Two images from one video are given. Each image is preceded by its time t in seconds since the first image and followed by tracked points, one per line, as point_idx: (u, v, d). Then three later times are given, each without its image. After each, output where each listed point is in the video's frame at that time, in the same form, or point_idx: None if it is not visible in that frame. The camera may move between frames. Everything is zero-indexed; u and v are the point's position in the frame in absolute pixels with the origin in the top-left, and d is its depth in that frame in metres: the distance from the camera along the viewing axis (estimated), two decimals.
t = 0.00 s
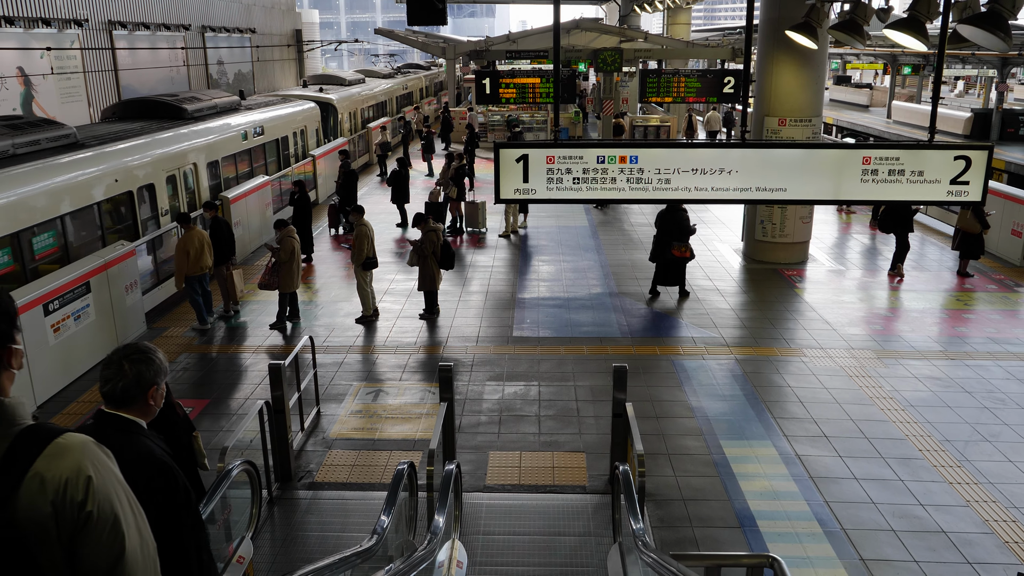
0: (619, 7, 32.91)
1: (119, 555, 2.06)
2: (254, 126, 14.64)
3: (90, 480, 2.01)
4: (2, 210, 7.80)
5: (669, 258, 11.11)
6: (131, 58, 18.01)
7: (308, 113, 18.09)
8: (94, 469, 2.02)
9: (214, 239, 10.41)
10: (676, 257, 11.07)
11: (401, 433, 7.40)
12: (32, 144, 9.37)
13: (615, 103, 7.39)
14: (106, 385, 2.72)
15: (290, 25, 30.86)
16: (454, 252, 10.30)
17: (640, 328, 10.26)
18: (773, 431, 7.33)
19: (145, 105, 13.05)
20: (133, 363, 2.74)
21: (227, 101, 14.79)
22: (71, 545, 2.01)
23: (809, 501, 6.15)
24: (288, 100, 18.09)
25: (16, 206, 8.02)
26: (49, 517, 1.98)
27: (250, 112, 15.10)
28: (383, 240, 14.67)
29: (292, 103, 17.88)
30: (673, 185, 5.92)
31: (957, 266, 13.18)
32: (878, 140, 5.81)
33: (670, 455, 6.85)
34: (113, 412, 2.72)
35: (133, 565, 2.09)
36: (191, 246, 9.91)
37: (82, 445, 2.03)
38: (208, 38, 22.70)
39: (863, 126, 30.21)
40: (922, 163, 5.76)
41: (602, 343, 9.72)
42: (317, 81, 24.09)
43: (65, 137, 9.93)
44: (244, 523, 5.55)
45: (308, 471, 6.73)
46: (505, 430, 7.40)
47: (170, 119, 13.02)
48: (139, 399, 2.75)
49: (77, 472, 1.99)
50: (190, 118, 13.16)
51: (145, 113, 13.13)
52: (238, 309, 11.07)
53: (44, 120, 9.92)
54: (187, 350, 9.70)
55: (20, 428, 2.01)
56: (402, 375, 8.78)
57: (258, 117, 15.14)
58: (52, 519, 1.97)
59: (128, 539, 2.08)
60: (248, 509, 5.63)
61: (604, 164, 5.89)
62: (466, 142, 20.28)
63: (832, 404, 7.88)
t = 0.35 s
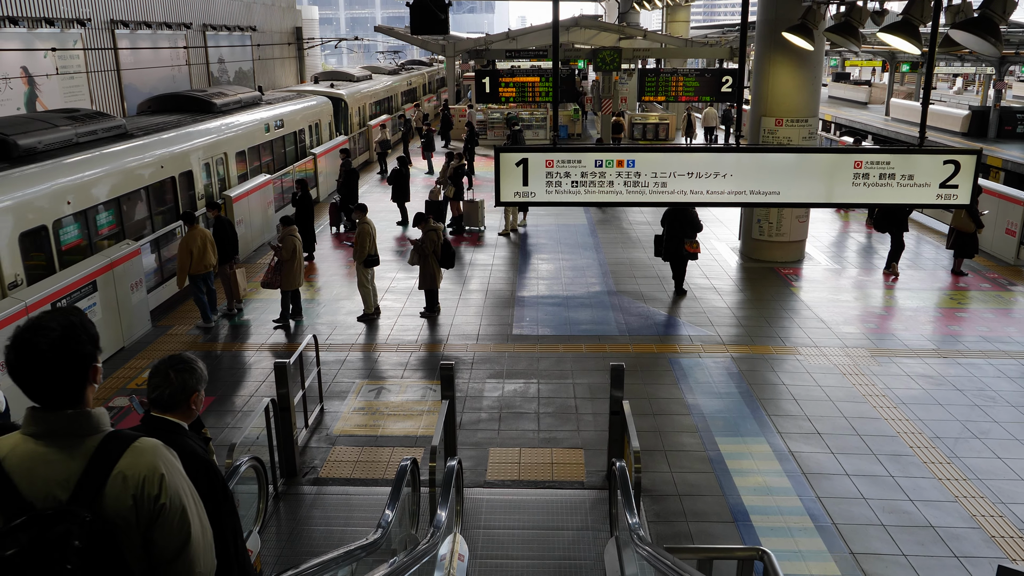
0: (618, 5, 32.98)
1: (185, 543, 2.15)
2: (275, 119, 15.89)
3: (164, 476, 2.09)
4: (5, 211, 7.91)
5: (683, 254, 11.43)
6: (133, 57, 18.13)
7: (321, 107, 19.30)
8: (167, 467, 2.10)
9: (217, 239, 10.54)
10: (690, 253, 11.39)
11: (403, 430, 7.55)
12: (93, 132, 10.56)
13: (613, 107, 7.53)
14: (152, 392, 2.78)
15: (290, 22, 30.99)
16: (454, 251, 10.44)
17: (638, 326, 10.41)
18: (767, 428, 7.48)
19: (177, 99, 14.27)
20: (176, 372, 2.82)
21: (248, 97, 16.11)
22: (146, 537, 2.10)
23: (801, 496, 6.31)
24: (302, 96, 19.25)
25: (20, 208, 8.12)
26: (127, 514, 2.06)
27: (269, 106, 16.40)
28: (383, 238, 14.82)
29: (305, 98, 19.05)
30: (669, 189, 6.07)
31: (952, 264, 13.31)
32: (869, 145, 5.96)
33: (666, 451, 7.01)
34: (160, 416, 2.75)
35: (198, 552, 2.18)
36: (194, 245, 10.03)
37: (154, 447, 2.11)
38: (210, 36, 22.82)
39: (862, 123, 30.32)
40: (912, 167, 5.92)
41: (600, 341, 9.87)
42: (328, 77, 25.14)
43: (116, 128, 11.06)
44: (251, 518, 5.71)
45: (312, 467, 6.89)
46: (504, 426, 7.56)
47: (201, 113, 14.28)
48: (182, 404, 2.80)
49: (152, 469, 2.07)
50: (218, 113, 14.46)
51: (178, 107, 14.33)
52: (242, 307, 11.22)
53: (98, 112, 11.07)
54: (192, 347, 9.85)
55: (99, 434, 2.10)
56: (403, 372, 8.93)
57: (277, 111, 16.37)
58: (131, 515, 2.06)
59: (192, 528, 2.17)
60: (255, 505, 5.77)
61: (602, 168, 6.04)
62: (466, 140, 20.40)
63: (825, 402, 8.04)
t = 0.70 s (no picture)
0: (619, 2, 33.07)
1: (236, 529, 2.40)
2: (294, 113, 17.03)
3: (218, 473, 2.35)
4: (14, 212, 8.04)
5: (685, 252, 11.59)
6: (137, 55, 18.28)
7: (334, 101, 20.36)
8: (221, 465, 2.35)
9: (223, 237, 10.68)
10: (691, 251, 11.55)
11: (407, 426, 7.71)
12: (139, 124, 11.65)
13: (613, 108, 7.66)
14: (196, 394, 3.17)
15: (292, 20, 31.14)
16: (457, 249, 10.58)
17: (638, 323, 10.56)
18: (765, 424, 7.63)
19: (204, 93, 15.38)
20: (215, 377, 3.20)
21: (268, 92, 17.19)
22: (203, 525, 2.36)
23: (797, 491, 6.46)
24: (316, 91, 20.32)
25: (27, 209, 8.24)
26: (187, 505, 2.32)
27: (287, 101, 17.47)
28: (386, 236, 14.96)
29: (320, 93, 20.16)
30: (668, 191, 6.22)
31: (950, 262, 13.44)
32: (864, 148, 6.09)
33: (665, 447, 7.16)
34: (201, 417, 3.16)
35: (246, 536, 2.44)
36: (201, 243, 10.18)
37: (210, 448, 2.36)
38: (213, 35, 22.96)
39: (862, 119, 30.43)
40: (905, 169, 6.05)
41: (601, 339, 10.03)
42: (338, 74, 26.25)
43: (158, 120, 12.11)
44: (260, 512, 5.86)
45: (319, 462, 7.04)
46: (507, 423, 7.71)
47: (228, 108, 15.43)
48: (221, 407, 3.17)
49: (208, 467, 2.33)
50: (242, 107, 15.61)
51: (205, 101, 15.47)
52: (247, 304, 11.38)
53: (142, 105, 12.14)
54: (199, 345, 10.01)
55: (162, 435, 2.36)
56: (407, 369, 9.08)
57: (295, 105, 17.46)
58: (190, 506, 2.32)
59: (242, 516, 2.43)
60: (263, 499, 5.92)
61: (602, 171, 6.19)
62: (468, 137, 20.53)
63: (822, 399, 8.19)
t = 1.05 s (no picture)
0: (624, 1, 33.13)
1: (278, 520, 2.61)
2: (314, 109, 18.07)
3: (263, 470, 2.55)
4: (31, 213, 8.20)
5: (695, 251, 11.72)
6: (146, 56, 18.47)
7: (349, 99, 21.27)
8: (266, 463, 2.55)
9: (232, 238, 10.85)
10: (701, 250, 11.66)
11: (414, 424, 7.87)
12: (179, 118, 12.66)
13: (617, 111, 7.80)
14: (234, 395, 3.43)
15: (298, 19, 31.32)
16: (463, 250, 10.74)
17: (641, 323, 10.71)
18: (765, 424, 7.76)
19: (233, 92, 16.48)
20: (252, 382, 3.47)
21: (289, 89, 18.23)
22: (249, 517, 2.56)
23: (796, 489, 6.59)
24: (332, 88, 21.31)
25: (44, 210, 8.41)
26: (235, 498, 2.52)
27: (308, 99, 18.51)
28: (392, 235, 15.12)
29: (336, 91, 21.08)
30: (670, 195, 6.38)
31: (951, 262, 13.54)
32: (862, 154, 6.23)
33: (666, 446, 7.30)
34: (237, 417, 3.41)
35: (287, 526, 2.65)
36: (212, 243, 10.35)
37: (255, 448, 2.56)
38: (220, 35, 23.14)
39: (866, 118, 30.47)
40: (901, 174, 6.18)
41: (604, 338, 10.17)
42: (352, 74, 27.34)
43: (194, 116, 13.10)
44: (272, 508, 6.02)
45: (328, 459, 7.20)
46: (511, 421, 7.86)
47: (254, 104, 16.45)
48: (257, 408, 3.43)
49: (255, 465, 2.53)
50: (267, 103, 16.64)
51: (233, 99, 16.57)
52: (256, 304, 11.55)
53: (180, 101, 13.12)
54: (209, 344, 10.17)
55: (213, 436, 2.55)
56: (413, 368, 9.24)
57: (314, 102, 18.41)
58: (239, 499, 2.51)
59: (283, 508, 2.63)
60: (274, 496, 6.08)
61: (605, 175, 6.34)
62: (473, 137, 20.67)
63: (822, 398, 8.32)
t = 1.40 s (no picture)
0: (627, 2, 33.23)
1: (309, 512, 2.90)
2: (329, 107, 19.17)
3: (297, 465, 2.85)
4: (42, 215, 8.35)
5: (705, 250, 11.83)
6: (153, 58, 18.64)
7: (361, 97, 22.17)
8: (298, 459, 2.85)
9: (240, 239, 11.02)
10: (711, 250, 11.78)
11: (419, 422, 8.04)
12: (208, 115, 13.68)
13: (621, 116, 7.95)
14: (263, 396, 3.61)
15: (303, 19, 31.49)
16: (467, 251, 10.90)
17: (642, 323, 10.86)
18: (763, 423, 7.91)
19: (254, 90, 17.58)
20: (279, 386, 3.69)
21: (304, 88, 19.30)
22: (284, 509, 2.84)
23: (792, 487, 6.75)
24: (344, 87, 22.26)
25: (55, 213, 8.56)
26: (271, 491, 2.81)
27: (322, 97, 19.59)
28: (397, 236, 15.28)
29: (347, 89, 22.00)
30: (670, 201, 6.54)
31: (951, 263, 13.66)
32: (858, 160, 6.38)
33: (667, 444, 7.45)
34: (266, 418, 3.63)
35: (316, 518, 2.94)
36: (220, 244, 10.50)
37: (288, 447, 2.86)
38: (226, 36, 23.31)
39: (868, 118, 30.56)
40: (897, 180, 6.32)
41: (607, 339, 10.32)
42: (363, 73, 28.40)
43: (220, 112, 14.17)
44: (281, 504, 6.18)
45: (335, 458, 7.37)
46: (515, 420, 8.02)
47: (273, 102, 17.49)
48: (283, 409, 3.66)
49: (290, 462, 2.82)
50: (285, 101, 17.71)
51: (254, 97, 17.65)
52: (263, 304, 11.71)
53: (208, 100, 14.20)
54: (217, 344, 10.33)
55: (254, 436, 2.84)
56: (418, 368, 9.40)
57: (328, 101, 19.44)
58: (276, 493, 2.80)
59: (315, 502, 2.92)
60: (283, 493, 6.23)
61: (607, 181, 6.50)
62: (477, 138, 20.83)
63: (820, 398, 8.47)
